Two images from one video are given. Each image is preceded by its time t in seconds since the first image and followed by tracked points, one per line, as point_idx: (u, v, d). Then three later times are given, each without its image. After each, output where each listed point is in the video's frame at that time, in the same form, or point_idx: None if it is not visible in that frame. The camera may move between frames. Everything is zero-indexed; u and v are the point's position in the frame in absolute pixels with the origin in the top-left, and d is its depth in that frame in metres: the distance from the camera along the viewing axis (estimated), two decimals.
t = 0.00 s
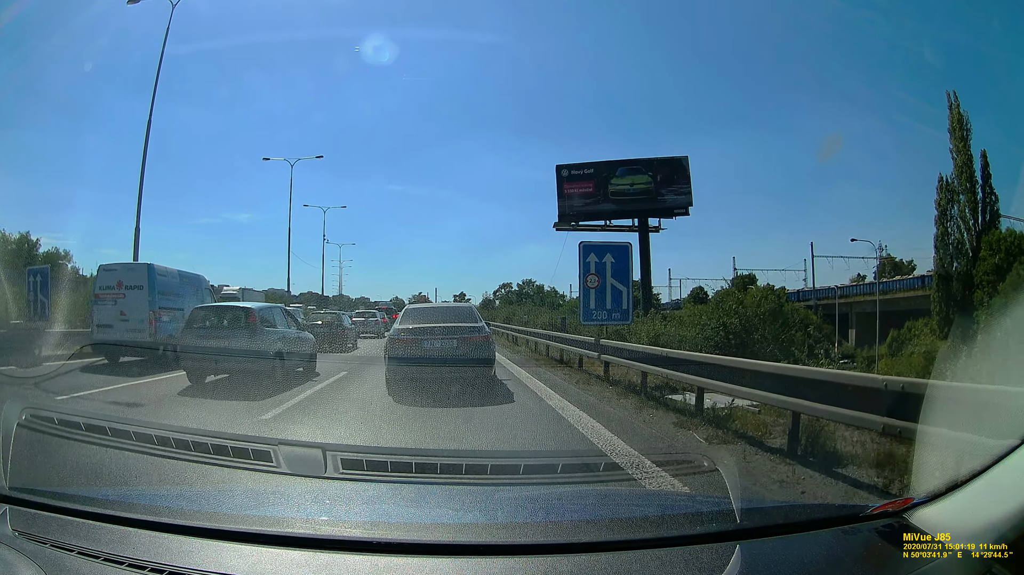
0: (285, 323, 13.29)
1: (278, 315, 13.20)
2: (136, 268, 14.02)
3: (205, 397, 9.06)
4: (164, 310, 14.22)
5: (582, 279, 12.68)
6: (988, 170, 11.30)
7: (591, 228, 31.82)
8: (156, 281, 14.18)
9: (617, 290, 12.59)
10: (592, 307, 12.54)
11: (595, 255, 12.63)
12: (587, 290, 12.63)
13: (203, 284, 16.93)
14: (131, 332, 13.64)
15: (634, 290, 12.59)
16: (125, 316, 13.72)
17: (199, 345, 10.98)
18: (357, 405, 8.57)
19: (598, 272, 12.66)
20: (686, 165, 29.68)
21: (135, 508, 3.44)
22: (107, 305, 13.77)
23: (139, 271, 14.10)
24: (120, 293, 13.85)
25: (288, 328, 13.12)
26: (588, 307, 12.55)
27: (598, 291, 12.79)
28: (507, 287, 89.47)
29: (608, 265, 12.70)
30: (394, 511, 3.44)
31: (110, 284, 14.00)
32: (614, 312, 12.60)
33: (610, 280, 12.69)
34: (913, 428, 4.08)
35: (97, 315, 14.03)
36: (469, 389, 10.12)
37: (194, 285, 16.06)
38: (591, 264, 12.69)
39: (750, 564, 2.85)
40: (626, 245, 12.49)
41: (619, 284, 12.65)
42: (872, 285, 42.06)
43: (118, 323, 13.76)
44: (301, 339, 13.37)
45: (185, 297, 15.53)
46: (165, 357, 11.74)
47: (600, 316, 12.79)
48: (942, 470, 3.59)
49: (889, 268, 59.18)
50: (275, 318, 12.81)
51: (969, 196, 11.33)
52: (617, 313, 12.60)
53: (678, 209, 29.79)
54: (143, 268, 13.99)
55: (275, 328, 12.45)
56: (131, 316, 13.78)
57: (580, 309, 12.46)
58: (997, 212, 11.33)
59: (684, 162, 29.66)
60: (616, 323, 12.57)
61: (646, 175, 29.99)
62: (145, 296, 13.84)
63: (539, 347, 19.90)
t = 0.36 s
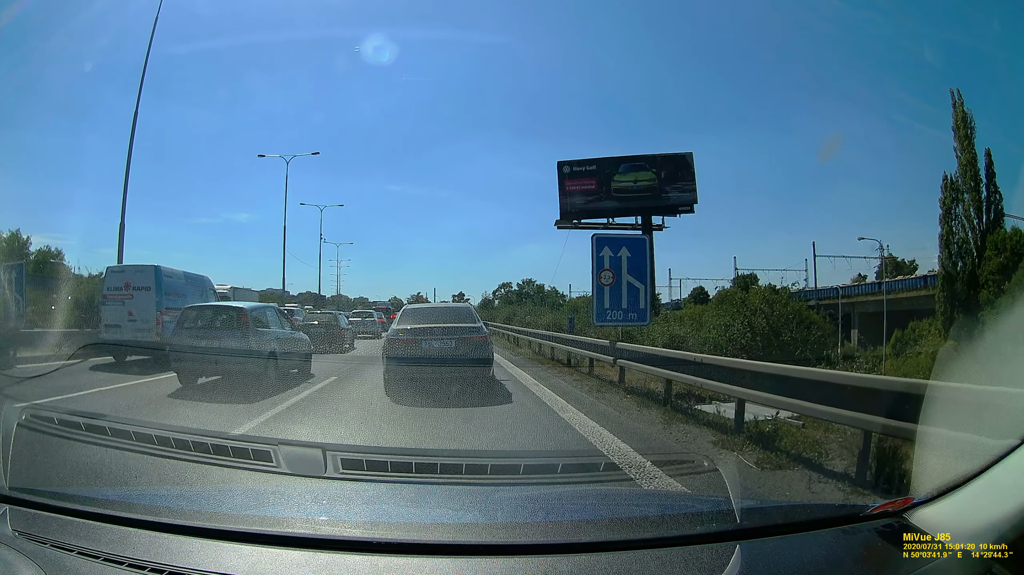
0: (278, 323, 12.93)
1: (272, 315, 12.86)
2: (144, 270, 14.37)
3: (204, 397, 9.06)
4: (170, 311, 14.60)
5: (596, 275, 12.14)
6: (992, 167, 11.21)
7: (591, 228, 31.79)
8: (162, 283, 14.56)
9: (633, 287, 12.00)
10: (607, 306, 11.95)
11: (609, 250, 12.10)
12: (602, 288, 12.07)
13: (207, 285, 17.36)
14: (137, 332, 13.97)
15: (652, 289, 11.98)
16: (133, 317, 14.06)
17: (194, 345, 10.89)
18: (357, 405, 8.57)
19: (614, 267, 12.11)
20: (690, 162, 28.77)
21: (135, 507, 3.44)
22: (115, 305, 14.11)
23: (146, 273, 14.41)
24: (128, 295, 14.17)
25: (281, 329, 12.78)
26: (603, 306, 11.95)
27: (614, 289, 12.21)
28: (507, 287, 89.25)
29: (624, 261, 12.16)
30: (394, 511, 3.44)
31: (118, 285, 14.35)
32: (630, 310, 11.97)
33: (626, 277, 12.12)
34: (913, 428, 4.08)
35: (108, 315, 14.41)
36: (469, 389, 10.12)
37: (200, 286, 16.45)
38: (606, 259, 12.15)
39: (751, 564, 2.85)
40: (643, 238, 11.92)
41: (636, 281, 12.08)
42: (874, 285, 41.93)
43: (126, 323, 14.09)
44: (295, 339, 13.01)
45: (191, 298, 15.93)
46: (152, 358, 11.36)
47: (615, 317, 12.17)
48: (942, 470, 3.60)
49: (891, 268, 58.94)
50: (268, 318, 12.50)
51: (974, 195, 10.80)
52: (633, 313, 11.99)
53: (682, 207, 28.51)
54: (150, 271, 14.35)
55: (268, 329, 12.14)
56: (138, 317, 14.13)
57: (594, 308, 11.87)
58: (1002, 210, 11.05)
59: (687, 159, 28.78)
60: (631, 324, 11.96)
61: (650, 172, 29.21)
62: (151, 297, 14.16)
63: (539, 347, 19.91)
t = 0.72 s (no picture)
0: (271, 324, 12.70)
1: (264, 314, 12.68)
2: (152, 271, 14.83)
3: (204, 397, 9.05)
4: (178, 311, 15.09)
5: (612, 270, 10.65)
6: (995, 165, 11.33)
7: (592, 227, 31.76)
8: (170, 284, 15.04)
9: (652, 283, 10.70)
10: (625, 305, 10.58)
11: (626, 241, 10.74)
12: (618, 284, 10.68)
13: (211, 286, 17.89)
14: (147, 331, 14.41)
15: (672, 286, 10.72)
16: (142, 317, 14.50)
17: (183, 345, 10.78)
18: (357, 405, 8.57)
19: (632, 261, 10.74)
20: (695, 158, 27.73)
21: (136, 507, 3.44)
22: (124, 306, 14.54)
23: (155, 275, 14.98)
24: (138, 295, 14.65)
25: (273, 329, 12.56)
26: (621, 305, 10.58)
27: (630, 284, 10.87)
28: (506, 286, 89.04)
29: (642, 254, 10.80)
30: (394, 511, 3.44)
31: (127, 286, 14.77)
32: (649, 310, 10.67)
33: (645, 272, 10.77)
34: (912, 429, 4.09)
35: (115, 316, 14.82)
36: (469, 389, 10.13)
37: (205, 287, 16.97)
38: (623, 251, 10.73)
39: (751, 564, 2.85)
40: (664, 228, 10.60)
41: (656, 277, 10.75)
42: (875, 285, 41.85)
43: (135, 322, 14.50)
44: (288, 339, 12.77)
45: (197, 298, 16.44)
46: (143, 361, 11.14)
47: (631, 316, 10.86)
48: (942, 470, 3.60)
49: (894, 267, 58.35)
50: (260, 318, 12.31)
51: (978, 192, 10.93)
52: (653, 312, 10.70)
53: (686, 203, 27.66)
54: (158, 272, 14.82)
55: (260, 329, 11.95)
56: (147, 316, 14.58)
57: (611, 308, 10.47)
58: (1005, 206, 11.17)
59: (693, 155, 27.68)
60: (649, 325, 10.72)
61: (653, 168, 28.39)
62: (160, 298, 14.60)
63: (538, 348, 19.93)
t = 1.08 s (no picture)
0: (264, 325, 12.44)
1: (257, 316, 12.50)
2: (162, 273, 15.09)
3: (203, 397, 9.04)
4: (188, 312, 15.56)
5: (631, 264, 9.08)
6: (1000, 164, 11.24)
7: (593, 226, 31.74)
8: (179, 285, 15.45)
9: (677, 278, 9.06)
10: (645, 304, 8.99)
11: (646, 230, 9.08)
12: (638, 280, 9.06)
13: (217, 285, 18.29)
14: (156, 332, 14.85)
15: (700, 281, 9.09)
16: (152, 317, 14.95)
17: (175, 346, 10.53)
18: (356, 405, 8.57)
19: (654, 253, 9.10)
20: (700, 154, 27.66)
21: (136, 507, 3.44)
22: (134, 307, 14.95)
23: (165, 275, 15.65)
24: (148, 295, 15.02)
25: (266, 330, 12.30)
26: (640, 304, 8.99)
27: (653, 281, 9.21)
28: (507, 286, 88.84)
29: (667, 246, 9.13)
30: (394, 511, 3.44)
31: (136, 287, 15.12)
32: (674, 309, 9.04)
33: (669, 266, 9.11)
34: (912, 429, 4.09)
35: (125, 315, 15.31)
36: (470, 389, 10.13)
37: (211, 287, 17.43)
38: (643, 242, 9.11)
39: (751, 564, 2.85)
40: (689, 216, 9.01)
41: (681, 272, 9.11)
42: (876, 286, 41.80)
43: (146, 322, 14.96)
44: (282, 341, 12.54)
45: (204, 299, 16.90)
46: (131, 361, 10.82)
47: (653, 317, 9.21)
48: (942, 471, 3.60)
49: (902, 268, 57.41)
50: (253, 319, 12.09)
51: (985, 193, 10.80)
52: (677, 311, 9.09)
53: (691, 199, 27.75)
54: (168, 275, 15.20)
55: (254, 330, 11.71)
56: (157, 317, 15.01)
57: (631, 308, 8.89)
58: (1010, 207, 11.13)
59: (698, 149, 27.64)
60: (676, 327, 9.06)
61: (657, 164, 28.21)
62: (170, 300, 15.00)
63: (538, 348, 19.94)
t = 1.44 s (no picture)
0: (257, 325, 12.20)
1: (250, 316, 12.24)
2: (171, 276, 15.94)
3: (203, 397, 9.03)
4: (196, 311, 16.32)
5: (657, 256, 7.70)
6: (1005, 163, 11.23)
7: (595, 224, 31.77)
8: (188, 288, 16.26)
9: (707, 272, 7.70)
10: (672, 302, 7.60)
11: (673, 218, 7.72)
12: (665, 275, 7.67)
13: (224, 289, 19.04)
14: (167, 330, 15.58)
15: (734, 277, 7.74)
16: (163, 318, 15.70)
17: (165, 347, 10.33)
18: (356, 405, 8.57)
19: (682, 245, 7.73)
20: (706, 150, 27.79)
21: (135, 507, 3.44)
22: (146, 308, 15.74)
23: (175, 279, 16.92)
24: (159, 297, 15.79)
25: (259, 330, 12.06)
26: (667, 302, 7.61)
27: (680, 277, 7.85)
28: (507, 286, 88.85)
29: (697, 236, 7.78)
30: (395, 511, 3.44)
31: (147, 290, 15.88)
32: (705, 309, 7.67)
33: (699, 259, 7.74)
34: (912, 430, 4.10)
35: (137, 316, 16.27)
36: (469, 389, 10.14)
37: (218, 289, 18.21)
38: (670, 232, 7.74)
39: (751, 564, 2.85)
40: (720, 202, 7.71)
41: (714, 266, 7.75)
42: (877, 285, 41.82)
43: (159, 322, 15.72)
44: (275, 341, 12.28)
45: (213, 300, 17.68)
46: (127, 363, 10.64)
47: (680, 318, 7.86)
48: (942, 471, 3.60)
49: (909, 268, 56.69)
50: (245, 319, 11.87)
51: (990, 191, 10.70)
52: (709, 312, 7.72)
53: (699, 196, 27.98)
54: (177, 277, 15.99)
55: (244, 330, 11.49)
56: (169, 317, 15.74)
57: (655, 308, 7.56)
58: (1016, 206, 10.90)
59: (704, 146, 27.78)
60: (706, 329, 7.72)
61: (662, 161, 28.14)
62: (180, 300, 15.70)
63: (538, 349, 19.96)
